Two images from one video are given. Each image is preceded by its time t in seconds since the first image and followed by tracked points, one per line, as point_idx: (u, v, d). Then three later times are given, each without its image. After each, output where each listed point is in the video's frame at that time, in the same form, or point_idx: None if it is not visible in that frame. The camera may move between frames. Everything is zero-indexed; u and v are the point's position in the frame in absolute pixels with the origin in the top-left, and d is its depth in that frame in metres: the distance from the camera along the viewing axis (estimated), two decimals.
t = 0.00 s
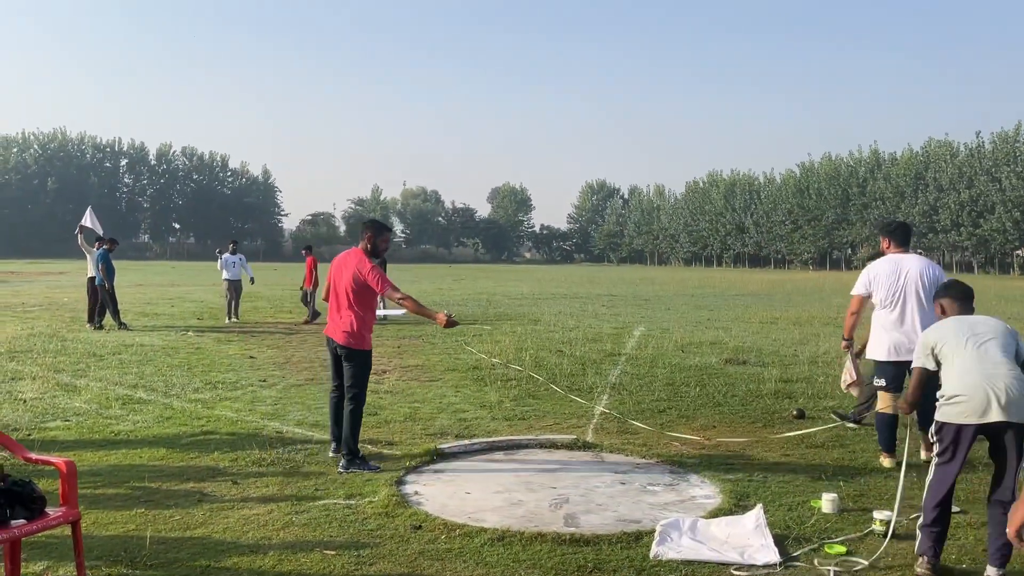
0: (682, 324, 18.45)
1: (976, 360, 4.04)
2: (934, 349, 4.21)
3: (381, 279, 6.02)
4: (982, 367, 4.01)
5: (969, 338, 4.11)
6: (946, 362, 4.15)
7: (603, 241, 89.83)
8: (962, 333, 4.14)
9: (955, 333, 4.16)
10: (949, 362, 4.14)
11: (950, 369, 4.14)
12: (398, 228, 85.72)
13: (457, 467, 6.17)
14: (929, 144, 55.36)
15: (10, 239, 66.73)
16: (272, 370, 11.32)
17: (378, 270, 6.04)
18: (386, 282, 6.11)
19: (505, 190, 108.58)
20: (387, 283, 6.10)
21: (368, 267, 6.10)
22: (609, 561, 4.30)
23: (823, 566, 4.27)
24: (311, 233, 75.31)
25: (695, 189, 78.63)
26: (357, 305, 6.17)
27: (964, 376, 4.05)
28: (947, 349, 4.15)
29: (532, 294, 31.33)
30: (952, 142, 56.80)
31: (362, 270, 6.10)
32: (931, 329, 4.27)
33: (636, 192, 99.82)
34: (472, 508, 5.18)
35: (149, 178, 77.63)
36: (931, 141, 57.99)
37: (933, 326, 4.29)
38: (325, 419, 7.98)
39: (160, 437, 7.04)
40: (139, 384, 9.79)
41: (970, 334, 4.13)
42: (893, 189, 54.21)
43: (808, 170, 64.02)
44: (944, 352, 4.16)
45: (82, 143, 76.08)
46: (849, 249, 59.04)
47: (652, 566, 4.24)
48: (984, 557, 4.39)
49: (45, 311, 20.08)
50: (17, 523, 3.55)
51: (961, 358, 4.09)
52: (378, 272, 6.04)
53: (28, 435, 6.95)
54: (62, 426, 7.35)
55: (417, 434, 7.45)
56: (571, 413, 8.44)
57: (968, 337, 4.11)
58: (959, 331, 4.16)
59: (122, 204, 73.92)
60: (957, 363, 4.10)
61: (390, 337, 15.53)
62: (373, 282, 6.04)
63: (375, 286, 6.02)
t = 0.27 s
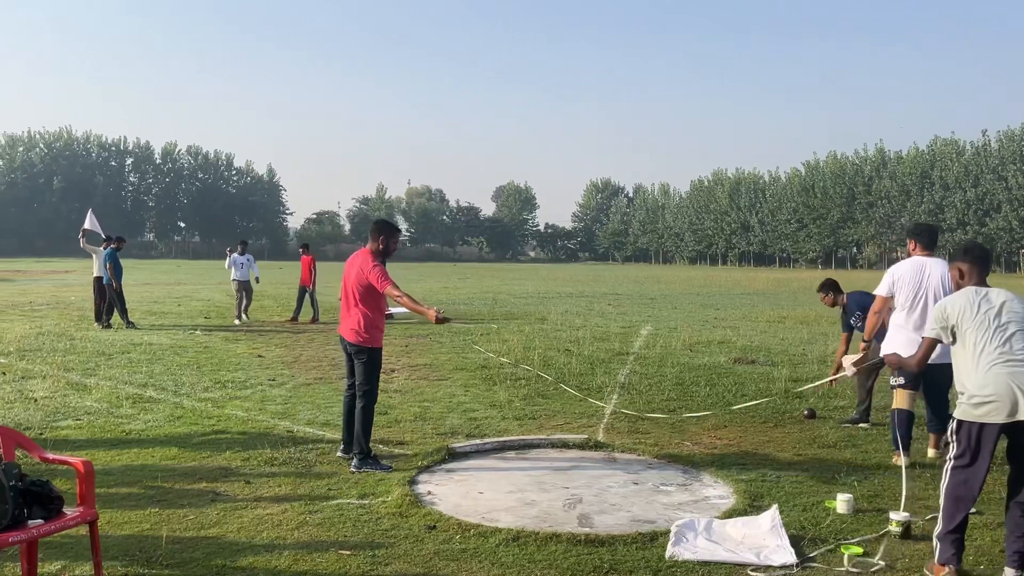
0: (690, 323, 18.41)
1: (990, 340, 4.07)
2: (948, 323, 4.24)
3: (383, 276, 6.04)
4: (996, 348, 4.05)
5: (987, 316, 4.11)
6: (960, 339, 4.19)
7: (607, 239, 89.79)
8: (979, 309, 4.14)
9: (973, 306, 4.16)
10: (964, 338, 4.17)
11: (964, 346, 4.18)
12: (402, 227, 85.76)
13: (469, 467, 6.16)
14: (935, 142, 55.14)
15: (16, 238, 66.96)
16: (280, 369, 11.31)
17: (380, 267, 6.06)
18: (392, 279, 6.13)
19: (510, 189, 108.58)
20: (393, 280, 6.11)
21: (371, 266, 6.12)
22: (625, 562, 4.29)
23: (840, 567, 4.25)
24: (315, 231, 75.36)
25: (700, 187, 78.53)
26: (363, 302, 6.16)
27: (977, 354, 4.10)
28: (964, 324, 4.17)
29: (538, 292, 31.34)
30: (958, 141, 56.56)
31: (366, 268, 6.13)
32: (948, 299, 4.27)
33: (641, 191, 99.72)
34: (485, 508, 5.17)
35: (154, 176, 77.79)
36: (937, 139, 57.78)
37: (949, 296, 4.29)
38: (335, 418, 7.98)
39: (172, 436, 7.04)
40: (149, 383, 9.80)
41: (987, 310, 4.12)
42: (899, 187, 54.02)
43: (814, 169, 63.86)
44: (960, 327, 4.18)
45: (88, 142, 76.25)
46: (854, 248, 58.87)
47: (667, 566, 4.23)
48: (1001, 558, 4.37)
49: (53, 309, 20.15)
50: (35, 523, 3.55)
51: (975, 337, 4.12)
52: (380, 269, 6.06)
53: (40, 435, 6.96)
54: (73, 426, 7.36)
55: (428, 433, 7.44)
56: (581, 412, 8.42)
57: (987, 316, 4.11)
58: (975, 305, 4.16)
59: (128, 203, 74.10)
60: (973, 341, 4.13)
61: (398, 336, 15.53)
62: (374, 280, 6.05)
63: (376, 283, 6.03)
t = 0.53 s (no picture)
0: (697, 320, 18.39)
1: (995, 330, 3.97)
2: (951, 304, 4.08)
3: (385, 271, 6.10)
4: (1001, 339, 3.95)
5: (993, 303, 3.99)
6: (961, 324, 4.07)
7: (612, 237, 89.69)
8: (988, 295, 4.00)
9: (981, 290, 4.02)
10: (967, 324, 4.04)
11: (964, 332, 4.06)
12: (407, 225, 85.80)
13: (483, 464, 6.16)
14: (941, 138, 54.87)
15: (23, 237, 67.16)
16: (290, 367, 11.33)
17: (383, 263, 6.13)
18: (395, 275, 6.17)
19: (514, 187, 108.56)
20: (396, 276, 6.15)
21: (375, 262, 6.19)
22: (643, 559, 4.28)
23: (858, 564, 4.24)
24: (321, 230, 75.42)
25: (705, 184, 78.38)
26: (369, 300, 6.20)
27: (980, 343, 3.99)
28: (969, 307, 4.03)
29: (544, 290, 31.32)
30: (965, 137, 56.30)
31: (370, 265, 6.20)
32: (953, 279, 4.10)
33: (646, 188, 99.56)
34: (501, 505, 5.17)
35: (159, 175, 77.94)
36: (943, 135, 57.51)
37: (956, 276, 4.11)
38: (347, 416, 7.98)
39: (185, 434, 7.06)
40: (160, 381, 9.83)
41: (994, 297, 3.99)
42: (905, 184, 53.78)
43: (819, 166, 63.67)
44: (965, 311, 4.04)
45: (94, 141, 76.41)
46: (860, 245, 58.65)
47: (686, 563, 4.22)
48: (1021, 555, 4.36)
49: (62, 308, 20.21)
50: (56, 520, 3.57)
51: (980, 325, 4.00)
52: (383, 265, 6.13)
53: (55, 433, 6.98)
54: (87, 423, 7.38)
55: (441, 431, 7.44)
56: (592, 410, 8.42)
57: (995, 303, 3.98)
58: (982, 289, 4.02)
59: (134, 202, 74.27)
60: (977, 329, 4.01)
61: (406, 334, 15.55)
62: (377, 276, 6.11)
63: (379, 278, 6.09)
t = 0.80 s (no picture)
0: (704, 315, 18.37)
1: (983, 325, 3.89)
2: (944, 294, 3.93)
3: (387, 266, 6.09)
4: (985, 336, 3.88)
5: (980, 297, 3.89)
6: (952, 314, 3.93)
7: (617, 232, 89.64)
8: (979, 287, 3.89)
9: (971, 282, 3.90)
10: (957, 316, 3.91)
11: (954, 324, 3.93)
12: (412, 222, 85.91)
13: (493, 460, 6.16)
14: (947, 131, 54.76)
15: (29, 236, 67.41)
16: (298, 364, 11.34)
17: (386, 257, 6.12)
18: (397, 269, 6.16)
19: (518, 183, 108.65)
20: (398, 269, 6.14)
21: (378, 256, 6.18)
22: (656, 554, 4.27)
23: (873, 559, 4.23)
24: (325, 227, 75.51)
25: (709, 179, 78.30)
26: (372, 294, 6.19)
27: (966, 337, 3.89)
28: (960, 298, 3.90)
29: (549, 286, 31.33)
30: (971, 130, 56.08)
31: (373, 259, 6.19)
32: (947, 266, 3.92)
33: (650, 183, 99.46)
34: (513, 501, 5.16)
35: (164, 173, 78.10)
36: (949, 129, 57.31)
37: (949, 263, 3.94)
38: (356, 412, 7.99)
39: (195, 431, 7.08)
40: (168, 378, 9.85)
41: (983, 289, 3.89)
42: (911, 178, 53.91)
43: (824, 160, 63.55)
44: (957, 303, 3.91)
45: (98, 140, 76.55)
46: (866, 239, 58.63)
47: (699, 559, 4.22)
48: None
49: (69, 306, 20.27)
50: (71, 517, 3.58)
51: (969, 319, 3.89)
52: (386, 259, 6.12)
53: (65, 431, 7.00)
54: (97, 421, 7.40)
55: (450, 427, 7.43)
56: (601, 405, 8.42)
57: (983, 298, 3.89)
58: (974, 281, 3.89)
59: (138, 200, 74.46)
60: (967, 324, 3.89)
61: (413, 330, 15.56)
62: (379, 270, 6.11)
63: (381, 273, 6.09)
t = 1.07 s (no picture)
0: (707, 309, 18.34)
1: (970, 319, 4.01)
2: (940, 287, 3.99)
3: (388, 262, 6.11)
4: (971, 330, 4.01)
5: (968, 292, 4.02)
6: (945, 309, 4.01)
7: (619, 227, 89.52)
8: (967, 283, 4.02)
9: (961, 277, 4.01)
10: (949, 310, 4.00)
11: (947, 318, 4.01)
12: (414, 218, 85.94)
13: (498, 455, 6.16)
14: (950, 123, 54.57)
15: (32, 235, 67.52)
16: (302, 361, 11.34)
17: (386, 253, 6.14)
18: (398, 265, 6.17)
19: (520, 178, 108.61)
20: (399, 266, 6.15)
21: (380, 253, 6.19)
22: (663, 549, 4.27)
23: (880, 552, 4.22)
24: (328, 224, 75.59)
25: (712, 173, 78.17)
26: (373, 290, 6.20)
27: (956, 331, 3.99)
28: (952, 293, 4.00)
29: (553, 281, 31.31)
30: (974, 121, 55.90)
31: (374, 255, 6.21)
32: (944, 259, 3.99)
33: (653, 177, 99.30)
34: (519, 497, 5.16)
35: (166, 172, 78.18)
36: (952, 121, 57.14)
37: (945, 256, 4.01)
38: (361, 409, 8.00)
39: (201, 429, 7.09)
40: (173, 376, 9.87)
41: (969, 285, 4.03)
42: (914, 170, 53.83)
43: (826, 153, 63.39)
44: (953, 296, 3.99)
45: (100, 139, 76.60)
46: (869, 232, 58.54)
47: (706, 553, 4.21)
48: None
49: (73, 305, 20.31)
50: (77, 516, 3.58)
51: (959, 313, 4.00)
52: (387, 255, 6.13)
53: (70, 429, 7.02)
54: (102, 419, 7.41)
55: (455, 422, 7.44)
56: (605, 400, 8.42)
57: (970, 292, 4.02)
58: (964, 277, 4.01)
59: (141, 199, 74.55)
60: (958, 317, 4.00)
61: (416, 326, 15.56)
62: (380, 266, 6.12)
63: (382, 269, 6.11)
